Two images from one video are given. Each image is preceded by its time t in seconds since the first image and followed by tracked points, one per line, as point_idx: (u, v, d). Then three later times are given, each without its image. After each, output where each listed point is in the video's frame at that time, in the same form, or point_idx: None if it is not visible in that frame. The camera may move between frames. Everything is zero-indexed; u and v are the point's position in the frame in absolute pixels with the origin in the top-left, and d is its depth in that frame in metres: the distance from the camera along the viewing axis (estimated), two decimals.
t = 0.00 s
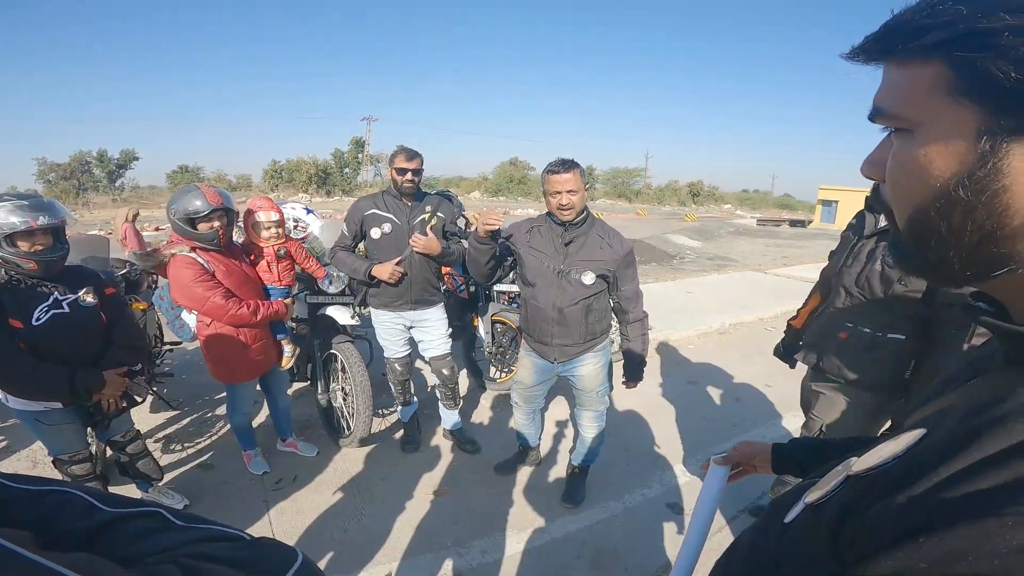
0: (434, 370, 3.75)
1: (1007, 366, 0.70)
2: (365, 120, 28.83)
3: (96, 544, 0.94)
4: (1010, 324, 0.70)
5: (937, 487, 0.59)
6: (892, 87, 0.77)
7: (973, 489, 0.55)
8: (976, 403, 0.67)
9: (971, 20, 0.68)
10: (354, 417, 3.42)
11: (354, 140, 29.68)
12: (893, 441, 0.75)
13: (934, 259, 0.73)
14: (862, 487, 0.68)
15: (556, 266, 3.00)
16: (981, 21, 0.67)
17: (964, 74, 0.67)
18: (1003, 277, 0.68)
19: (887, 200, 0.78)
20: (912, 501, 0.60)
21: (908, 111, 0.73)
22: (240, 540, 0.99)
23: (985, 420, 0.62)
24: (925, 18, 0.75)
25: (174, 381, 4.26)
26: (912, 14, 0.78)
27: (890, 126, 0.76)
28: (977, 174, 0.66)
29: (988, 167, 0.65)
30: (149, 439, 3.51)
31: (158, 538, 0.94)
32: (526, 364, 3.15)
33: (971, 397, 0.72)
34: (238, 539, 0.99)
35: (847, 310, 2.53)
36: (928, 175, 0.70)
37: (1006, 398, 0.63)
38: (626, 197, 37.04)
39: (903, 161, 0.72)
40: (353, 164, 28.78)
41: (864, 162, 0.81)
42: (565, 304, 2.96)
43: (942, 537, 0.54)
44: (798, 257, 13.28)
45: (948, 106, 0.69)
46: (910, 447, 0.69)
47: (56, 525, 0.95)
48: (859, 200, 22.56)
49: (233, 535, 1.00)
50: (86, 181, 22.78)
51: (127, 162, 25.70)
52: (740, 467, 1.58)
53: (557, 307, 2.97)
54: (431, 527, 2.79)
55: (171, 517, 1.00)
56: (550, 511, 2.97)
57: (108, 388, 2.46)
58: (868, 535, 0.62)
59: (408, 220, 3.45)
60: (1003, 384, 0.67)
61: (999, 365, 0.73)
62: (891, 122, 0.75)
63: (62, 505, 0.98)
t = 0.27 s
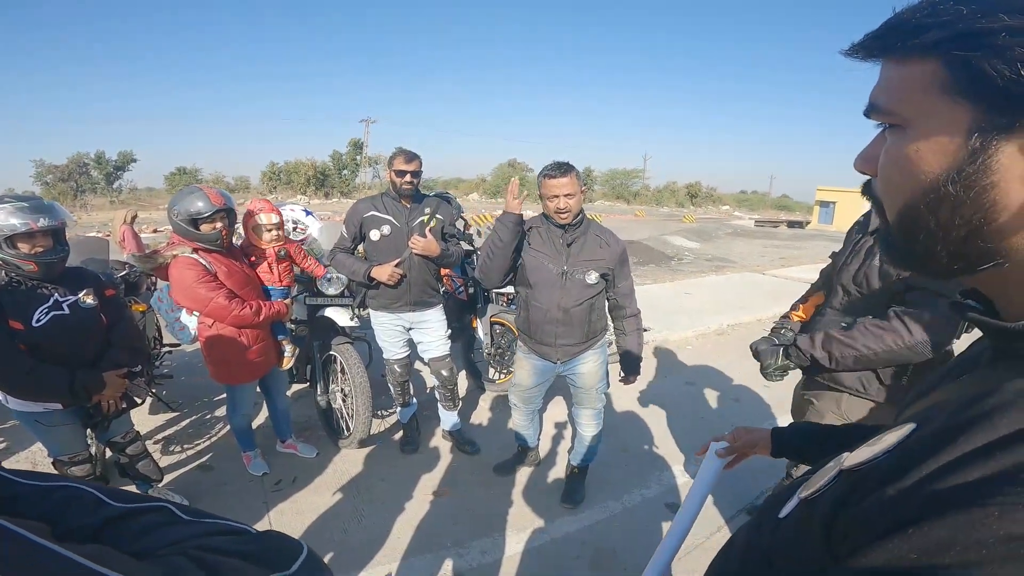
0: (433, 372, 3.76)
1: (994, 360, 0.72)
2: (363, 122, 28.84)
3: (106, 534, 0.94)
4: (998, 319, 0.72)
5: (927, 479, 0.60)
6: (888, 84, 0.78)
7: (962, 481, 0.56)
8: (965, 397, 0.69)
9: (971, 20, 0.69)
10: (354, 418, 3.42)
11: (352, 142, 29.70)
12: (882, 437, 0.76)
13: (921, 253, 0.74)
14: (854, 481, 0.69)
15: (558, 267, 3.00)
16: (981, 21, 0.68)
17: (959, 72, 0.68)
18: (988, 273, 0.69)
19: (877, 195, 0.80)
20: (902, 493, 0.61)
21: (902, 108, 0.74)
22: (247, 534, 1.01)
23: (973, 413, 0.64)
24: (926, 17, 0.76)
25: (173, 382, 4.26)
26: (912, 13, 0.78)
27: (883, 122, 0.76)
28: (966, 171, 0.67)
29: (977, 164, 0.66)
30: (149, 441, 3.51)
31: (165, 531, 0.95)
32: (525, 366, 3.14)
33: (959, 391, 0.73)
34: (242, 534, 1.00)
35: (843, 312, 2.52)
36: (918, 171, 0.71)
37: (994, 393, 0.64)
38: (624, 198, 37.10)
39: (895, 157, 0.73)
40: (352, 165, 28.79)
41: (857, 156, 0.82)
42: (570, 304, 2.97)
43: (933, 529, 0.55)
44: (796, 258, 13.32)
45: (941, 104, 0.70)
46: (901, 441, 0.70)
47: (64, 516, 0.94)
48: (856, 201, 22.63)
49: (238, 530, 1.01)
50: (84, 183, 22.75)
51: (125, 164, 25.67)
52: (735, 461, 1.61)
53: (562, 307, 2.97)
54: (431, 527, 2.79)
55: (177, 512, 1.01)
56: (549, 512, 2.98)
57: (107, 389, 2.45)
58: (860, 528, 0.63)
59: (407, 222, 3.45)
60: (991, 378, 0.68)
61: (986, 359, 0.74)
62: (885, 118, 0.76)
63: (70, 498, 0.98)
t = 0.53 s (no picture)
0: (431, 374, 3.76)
1: (983, 363, 0.72)
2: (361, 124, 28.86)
3: (109, 530, 0.94)
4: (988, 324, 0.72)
5: (914, 481, 0.61)
6: (874, 92, 0.79)
7: (948, 483, 0.57)
8: (953, 399, 0.69)
9: (950, 27, 0.70)
10: (351, 420, 3.41)
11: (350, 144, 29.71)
12: (873, 438, 0.76)
13: (910, 259, 0.74)
14: (844, 483, 0.70)
15: (556, 270, 3.01)
16: (959, 28, 0.69)
17: (942, 80, 0.69)
18: (976, 277, 0.70)
19: (867, 202, 0.80)
20: (890, 495, 0.62)
21: (888, 115, 0.75)
22: (247, 531, 1.02)
23: (961, 416, 0.64)
24: (906, 24, 0.77)
25: (170, 385, 4.25)
26: (893, 22, 0.79)
27: (870, 130, 0.77)
28: (950, 177, 0.68)
29: (960, 171, 0.67)
30: (146, 443, 3.50)
31: (166, 529, 0.95)
32: (524, 369, 3.14)
33: (948, 395, 0.74)
34: (243, 531, 1.00)
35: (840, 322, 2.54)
36: (904, 177, 0.72)
37: (981, 394, 0.65)
38: (621, 201, 37.17)
39: (882, 164, 0.74)
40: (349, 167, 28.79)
41: (847, 164, 0.83)
42: (569, 307, 2.98)
43: (920, 531, 0.56)
44: (793, 260, 13.35)
45: (924, 110, 0.71)
46: (890, 444, 0.71)
47: (67, 515, 0.94)
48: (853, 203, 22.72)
49: (239, 528, 1.02)
50: (80, 185, 22.69)
51: (122, 166, 25.62)
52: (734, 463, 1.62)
53: (561, 311, 2.97)
54: (428, 529, 2.79)
55: (178, 511, 1.02)
56: (547, 513, 2.98)
57: (105, 391, 2.44)
58: (850, 529, 0.63)
59: (405, 225, 3.46)
60: (979, 381, 0.69)
61: (976, 362, 0.75)
62: (871, 126, 0.77)
63: (73, 497, 0.98)
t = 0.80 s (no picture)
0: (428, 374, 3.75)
1: (976, 361, 0.73)
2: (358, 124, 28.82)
3: (110, 527, 0.94)
4: (979, 322, 0.73)
5: (907, 481, 0.61)
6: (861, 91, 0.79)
7: (940, 483, 0.58)
8: (946, 399, 0.70)
9: (937, 28, 0.70)
10: (348, 421, 3.41)
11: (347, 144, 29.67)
12: (867, 437, 0.77)
13: (897, 257, 0.76)
14: (838, 483, 0.71)
15: (554, 272, 3.01)
16: (947, 29, 0.69)
17: (928, 80, 0.70)
18: (964, 276, 0.71)
19: (854, 201, 0.81)
20: (884, 495, 0.62)
21: (874, 115, 0.75)
22: (245, 530, 1.02)
23: (954, 416, 0.65)
24: (894, 25, 0.77)
25: (167, 386, 4.24)
26: (883, 22, 0.79)
27: (856, 130, 0.77)
28: (935, 178, 0.68)
29: (945, 172, 0.67)
30: (142, 444, 3.49)
31: (165, 528, 0.95)
32: (524, 370, 3.15)
33: (941, 394, 0.74)
34: (241, 529, 1.01)
35: (829, 322, 2.37)
36: (890, 177, 0.72)
37: (973, 394, 0.65)
38: (618, 201, 37.23)
39: (869, 165, 0.74)
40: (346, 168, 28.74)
41: (835, 163, 0.84)
42: (568, 308, 2.98)
43: (913, 531, 0.56)
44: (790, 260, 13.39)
45: (909, 111, 0.71)
46: (883, 443, 0.71)
47: (66, 513, 0.94)
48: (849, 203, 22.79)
49: (237, 526, 1.02)
50: (76, 185, 22.60)
51: (118, 166, 25.52)
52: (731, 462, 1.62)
53: (559, 312, 2.98)
54: (426, 529, 2.79)
55: (176, 510, 1.02)
56: (545, 513, 2.98)
57: (101, 391, 2.44)
58: (844, 529, 0.64)
59: (402, 225, 3.45)
60: (970, 381, 0.70)
61: (968, 360, 0.75)
62: (857, 127, 0.77)
63: (72, 496, 0.98)
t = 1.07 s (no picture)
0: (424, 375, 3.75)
1: (964, 363, 0.73)
2: (355, 125, 28.79)
3: (106, 526, 0.94)
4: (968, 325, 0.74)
5: (895, 481, 0.62)
6: (864, 92, 0.79)
7: (927, 483, 0.58)
8: (934, 402, 0.70)
9: (950, 28, 0.70)
10: (344, 421, 3.40)
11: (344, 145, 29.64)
12: (858, 440, 0.77)
13: (894, 258, 0.76)
14: (829, 484, 0.71)
15: (554, 274, 3.02)
16: (960, 28, 0.69)
17: (938, 79, 0.70)
18: (960, 277, 0.71)
19: (850, 201, 0.81)
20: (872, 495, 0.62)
21: (877, 114, 0.75)
22: (240, 529, 1.02)
23: (944, 416, 0.65)
24: (906, 24, 0.77)
25: (161, 386, 4.22)
26: (893, 21, 0.80)
27: (858, 129, 0.77)
28: (939, 178, 0.69)
29: (951, 171, 0.67)
30: (136, 444, 3.47)
31: (160, 526, 0.95)
32: (522, 372, 3.15)
33: (931, 396, 0.75)
34: (237, 529, 1.01)
35: (819, 324, 2.38)
36: (893, 176, 0.72)
37: (962, 396, 0.66)
38: (615, 203, 37.30)
39: (872, 163, 0.74)
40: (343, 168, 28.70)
41: (833, 162, 0.84)
42: (567, 311, 2.98)
43: (899, 529, 0.57)
44: (784, 263, 13.45)
45: (917, 110, 0.71)
46: (873, 445, 0.72)
47: (60, 513, 0.94)
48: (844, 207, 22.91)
49: (233, 526, 1.02)
50: (71, 184, 22.49)
51: (113, 165, 25.40)
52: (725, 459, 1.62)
53: (558, 315, 2.99)
54: (421, 530, 2.79)
55: (171, 509, 1.02)
56: (540, 514, 2.98)
57: (95, 391, 2.42)
58: (835, 529, 0.64)
59: (398, 226, 3.45)
60: (957, 383, 0.71)
61: (957, 364, 0.76)
62: (860, 126, 0.77)
63: (66, 496, 0.97)
